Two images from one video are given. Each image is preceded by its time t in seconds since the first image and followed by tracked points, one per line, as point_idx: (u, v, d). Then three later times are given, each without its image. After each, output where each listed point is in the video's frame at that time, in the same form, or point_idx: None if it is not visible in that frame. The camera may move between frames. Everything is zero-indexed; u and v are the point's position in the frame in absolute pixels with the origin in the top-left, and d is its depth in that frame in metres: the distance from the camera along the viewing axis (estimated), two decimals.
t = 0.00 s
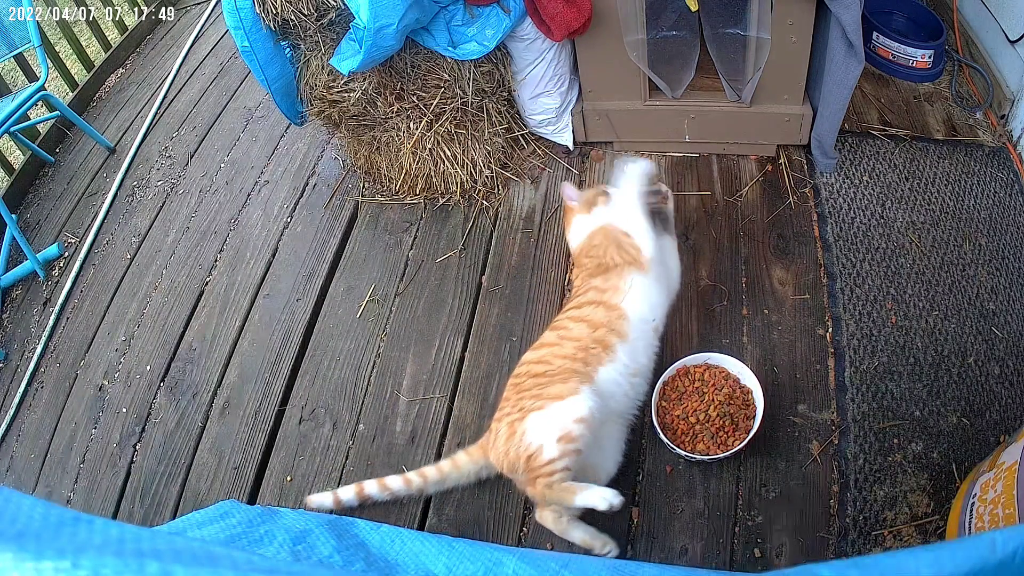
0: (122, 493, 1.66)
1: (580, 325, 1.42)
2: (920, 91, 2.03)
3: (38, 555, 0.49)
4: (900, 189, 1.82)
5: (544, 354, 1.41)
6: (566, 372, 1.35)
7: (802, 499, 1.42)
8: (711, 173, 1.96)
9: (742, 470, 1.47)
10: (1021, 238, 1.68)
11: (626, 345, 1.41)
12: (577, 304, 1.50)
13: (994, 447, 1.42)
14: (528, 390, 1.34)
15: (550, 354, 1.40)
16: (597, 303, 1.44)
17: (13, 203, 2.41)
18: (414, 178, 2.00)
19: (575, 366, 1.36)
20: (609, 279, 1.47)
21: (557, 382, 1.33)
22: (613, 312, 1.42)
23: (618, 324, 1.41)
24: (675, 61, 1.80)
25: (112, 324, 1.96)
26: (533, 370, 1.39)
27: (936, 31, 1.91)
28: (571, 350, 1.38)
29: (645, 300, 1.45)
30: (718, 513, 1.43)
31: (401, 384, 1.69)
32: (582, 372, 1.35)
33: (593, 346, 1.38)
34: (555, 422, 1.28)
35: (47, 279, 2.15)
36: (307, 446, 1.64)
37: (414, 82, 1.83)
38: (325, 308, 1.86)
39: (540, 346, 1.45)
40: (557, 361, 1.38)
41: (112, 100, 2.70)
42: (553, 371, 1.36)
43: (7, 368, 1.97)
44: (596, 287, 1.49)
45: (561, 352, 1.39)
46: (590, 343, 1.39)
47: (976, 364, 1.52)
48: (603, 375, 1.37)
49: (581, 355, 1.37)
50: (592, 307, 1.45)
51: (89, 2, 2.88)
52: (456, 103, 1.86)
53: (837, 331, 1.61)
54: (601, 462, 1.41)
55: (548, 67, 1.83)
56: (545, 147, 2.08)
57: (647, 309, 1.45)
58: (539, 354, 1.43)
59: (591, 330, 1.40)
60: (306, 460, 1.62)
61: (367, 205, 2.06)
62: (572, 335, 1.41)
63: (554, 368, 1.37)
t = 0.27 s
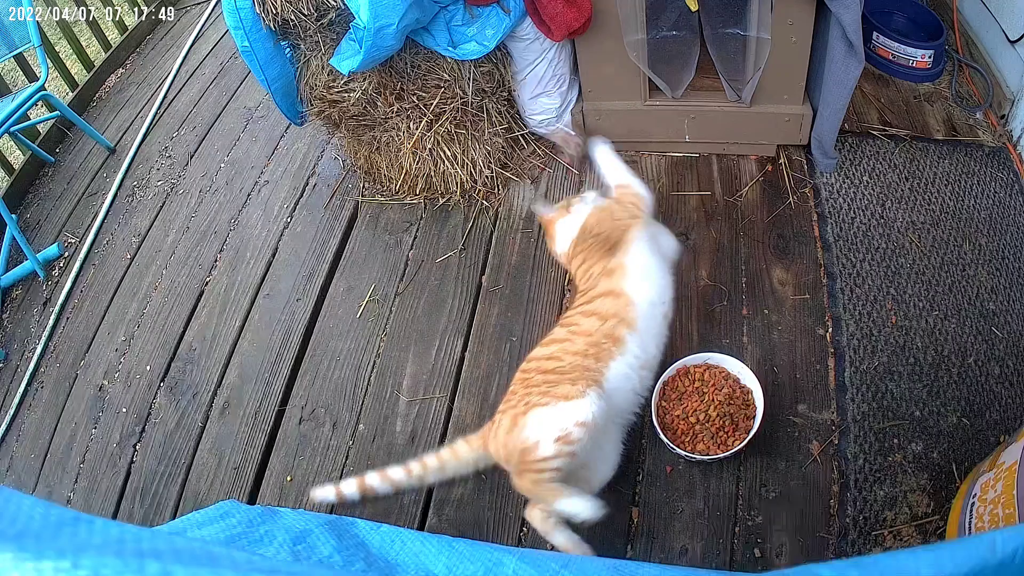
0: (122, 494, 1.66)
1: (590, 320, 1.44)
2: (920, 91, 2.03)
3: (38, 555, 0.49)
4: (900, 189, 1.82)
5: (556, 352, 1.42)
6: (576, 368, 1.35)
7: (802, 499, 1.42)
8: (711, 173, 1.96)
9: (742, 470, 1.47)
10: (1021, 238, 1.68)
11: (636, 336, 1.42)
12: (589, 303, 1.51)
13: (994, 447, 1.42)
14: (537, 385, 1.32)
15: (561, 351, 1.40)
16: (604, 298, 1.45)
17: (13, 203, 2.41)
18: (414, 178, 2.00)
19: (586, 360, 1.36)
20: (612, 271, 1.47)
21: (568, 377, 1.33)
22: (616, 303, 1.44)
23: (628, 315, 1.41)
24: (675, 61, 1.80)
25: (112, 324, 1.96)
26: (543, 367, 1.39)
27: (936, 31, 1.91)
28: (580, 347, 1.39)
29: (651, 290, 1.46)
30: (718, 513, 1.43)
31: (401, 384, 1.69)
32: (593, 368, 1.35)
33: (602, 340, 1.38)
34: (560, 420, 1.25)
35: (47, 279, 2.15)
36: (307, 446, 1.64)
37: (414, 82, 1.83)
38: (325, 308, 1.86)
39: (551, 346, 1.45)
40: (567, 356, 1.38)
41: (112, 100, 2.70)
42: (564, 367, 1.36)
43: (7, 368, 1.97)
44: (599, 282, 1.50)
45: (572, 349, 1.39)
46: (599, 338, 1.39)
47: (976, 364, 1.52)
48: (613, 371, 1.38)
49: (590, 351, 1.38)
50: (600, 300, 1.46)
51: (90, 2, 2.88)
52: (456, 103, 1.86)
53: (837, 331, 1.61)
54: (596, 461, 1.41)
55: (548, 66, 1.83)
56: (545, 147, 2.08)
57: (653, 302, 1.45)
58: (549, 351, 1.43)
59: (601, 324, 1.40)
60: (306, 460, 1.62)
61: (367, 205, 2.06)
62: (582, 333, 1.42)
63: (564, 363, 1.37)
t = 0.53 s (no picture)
0: (122, 494, 1.66)
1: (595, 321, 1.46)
2: (920, 91, 2.03)
3: (38, 555, 0.49)
4: (900, 189, 1.82)
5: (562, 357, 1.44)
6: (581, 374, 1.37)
7: (802, 499, 1.42)
8: (711, 172, 1.96)
9: (742, 470, 1.47)
10: (1021, 238, 1.68)
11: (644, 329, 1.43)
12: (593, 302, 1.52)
13: (994, 447, 1.42)
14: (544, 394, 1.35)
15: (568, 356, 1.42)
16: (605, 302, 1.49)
17: (13, 202, 2.41)
18: (414, 178, 2.00)
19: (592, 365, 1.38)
20: (617, 272, 1.50)
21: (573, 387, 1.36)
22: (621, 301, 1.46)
23: (633, 310, 1.44)
24: (675, 61, 1.80)
25: (112, 324, 1.96)
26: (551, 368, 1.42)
27: (936, 31, 1.91)
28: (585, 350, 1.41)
29: (656, 282, 1.49)
30: (718, 514, 1.43)
31: (401, 385, 1.69)
32: (599, 368, 1.36)
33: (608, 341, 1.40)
34: (543, 437, 1.29)
35: (47, 279, 2.15)
36: (307, 446, 1.64)
37: (414, 82, 1.83)
38: (324, 309, 1.86)
39: (559, 346, 1.47)
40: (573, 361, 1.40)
41: (112, 100, 2.70)
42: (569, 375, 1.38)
43: (8, 368, 1.97)
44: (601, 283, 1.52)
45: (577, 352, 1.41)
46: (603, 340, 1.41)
47: (976, 364, 1.52)
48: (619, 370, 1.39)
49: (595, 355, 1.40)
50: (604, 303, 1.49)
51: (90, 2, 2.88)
52: (455, 103, 1.86)
53: (837, 331, 1.61)
54: (585, 480, 1.41)
55: (548, 66, 1.83)
56: (545, 147, 2.08)
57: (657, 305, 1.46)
58: (557, 353, 1.45)
59: (607, 322, 1.43)
60: (307, 460, 1.62)
61: (367, 205, 2.06)
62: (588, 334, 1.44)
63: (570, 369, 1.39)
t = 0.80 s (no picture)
0: (122, 494, 1.65)
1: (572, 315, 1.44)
2: (920, 91, 2.03)
3: (38, 555, 0.49)
4: (899, 189, 1.82)
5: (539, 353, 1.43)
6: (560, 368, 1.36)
7: (802, 499, 1.42)
8: (711, 173, 1.96)
9: (742, 470, 1.47)
10: (1021, 238, 1.68)
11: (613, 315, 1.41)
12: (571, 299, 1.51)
13: (994, 447, 1.42)
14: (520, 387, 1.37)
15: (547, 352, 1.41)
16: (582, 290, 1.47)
17: (13, 202, 2.41)
18: (414, 178, 2.00)
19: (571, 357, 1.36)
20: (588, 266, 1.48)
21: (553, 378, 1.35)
22: (601, 295, 1.44)
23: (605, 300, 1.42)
24: (674, 61, 1.80)
25: (112, 324, 1.96)
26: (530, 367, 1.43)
27: (936, 31, 1.91)
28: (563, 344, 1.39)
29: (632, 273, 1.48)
30: (718, 514, 1.43)
31: (401, 384, 1.69)
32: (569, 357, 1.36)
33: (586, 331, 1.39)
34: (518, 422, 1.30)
35: (47, 279, 2.15)
36: (307, 446, 1.64)
37: (414, 82, 1.83)
38: (324, 309, 1.86)
39: (537, 346, 1.47)
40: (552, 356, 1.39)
41: (112, 100, 2.70)
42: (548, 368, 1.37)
43: (7, 368, 1.97)
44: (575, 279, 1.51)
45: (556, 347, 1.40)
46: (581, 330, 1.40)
47: (976, 364, 1.52)
48: (599, 361, 1.36)
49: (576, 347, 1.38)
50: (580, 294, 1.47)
51: (90, 2, 2.89)
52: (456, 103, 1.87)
53: (837, 331, 1.61)
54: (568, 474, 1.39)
55: (548, 66, 1.83)
56: (545, 147, 2.08)
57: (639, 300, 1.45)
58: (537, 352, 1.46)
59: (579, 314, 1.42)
60: (307, 460, 1.62)
61: (367, 205, 2.06)
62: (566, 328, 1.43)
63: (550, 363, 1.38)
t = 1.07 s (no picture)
0: (122, 494, 1.65)
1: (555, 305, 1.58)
2: (920, 91, 2.03)
3: (37, 555, 0.49)
4: (899, 189, 1.82)
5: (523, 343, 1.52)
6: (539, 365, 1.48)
7: (802, 499, 1.42)
8: (711, 173, 1.96)
9: (742, 470, 1.47)
10: (1021, 238, 1.68)
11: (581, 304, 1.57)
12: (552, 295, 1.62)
13: (994, 447, 1.42)
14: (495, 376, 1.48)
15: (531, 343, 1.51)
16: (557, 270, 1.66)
17: (13, 202, 2.41)
18: (414, 178, 2.00)
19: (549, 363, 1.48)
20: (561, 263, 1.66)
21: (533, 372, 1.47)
22: (572, 294, 1.57)
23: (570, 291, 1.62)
24: (674, 61, 1.80)
25: (112, 324, 1.96)
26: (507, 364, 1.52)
27: (936, 31, 1.91)
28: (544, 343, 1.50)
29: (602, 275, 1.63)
30: (718, 514, 1.43)
31: (401, 384, 1.69)
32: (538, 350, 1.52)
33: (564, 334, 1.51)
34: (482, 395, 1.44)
35: (47, 279, 2.15)
36: (307, 446, 1.64)
37: (414, 82, 1.83)
38: (324, 309, 1.86)
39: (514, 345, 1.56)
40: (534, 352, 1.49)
41: (112, 100, 2.70)
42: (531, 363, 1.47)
43: (7, 368, 1.97)
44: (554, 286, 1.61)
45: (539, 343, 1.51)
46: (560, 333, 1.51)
47: (976, 364, 1.52)
48: (573, 367, 1.48)
49: (552, 337, 1.51)
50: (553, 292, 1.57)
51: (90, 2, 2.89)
52: (455, 103, 1.86)
53: (837, 331, 1.61)
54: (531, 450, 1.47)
55: (548, 67, 1.83)
56: (545, 147, 2.08)
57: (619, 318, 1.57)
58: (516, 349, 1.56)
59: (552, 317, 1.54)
60: (307, 460, 1.62)
61: (367, 205, 2.06)
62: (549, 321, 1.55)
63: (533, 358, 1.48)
